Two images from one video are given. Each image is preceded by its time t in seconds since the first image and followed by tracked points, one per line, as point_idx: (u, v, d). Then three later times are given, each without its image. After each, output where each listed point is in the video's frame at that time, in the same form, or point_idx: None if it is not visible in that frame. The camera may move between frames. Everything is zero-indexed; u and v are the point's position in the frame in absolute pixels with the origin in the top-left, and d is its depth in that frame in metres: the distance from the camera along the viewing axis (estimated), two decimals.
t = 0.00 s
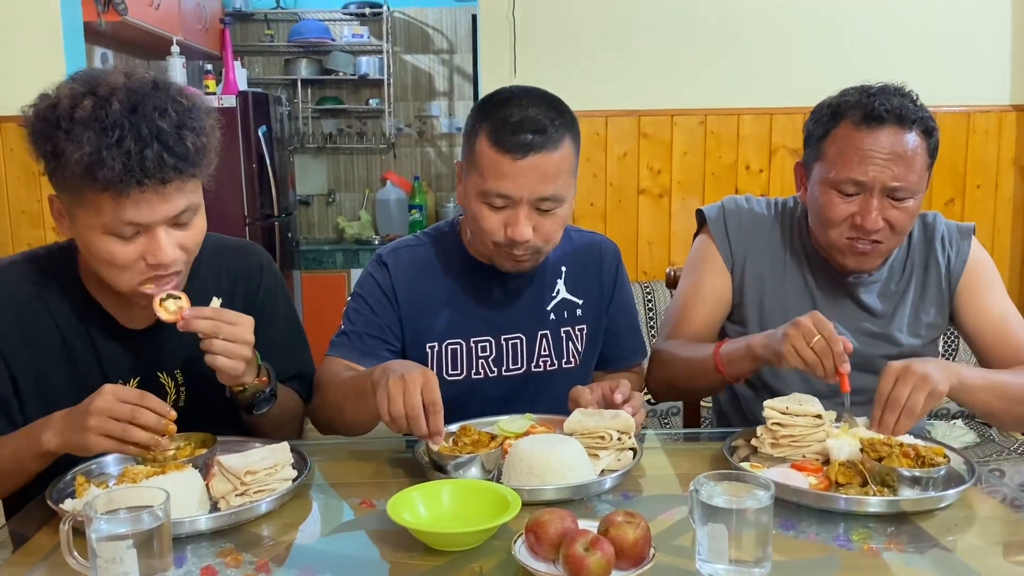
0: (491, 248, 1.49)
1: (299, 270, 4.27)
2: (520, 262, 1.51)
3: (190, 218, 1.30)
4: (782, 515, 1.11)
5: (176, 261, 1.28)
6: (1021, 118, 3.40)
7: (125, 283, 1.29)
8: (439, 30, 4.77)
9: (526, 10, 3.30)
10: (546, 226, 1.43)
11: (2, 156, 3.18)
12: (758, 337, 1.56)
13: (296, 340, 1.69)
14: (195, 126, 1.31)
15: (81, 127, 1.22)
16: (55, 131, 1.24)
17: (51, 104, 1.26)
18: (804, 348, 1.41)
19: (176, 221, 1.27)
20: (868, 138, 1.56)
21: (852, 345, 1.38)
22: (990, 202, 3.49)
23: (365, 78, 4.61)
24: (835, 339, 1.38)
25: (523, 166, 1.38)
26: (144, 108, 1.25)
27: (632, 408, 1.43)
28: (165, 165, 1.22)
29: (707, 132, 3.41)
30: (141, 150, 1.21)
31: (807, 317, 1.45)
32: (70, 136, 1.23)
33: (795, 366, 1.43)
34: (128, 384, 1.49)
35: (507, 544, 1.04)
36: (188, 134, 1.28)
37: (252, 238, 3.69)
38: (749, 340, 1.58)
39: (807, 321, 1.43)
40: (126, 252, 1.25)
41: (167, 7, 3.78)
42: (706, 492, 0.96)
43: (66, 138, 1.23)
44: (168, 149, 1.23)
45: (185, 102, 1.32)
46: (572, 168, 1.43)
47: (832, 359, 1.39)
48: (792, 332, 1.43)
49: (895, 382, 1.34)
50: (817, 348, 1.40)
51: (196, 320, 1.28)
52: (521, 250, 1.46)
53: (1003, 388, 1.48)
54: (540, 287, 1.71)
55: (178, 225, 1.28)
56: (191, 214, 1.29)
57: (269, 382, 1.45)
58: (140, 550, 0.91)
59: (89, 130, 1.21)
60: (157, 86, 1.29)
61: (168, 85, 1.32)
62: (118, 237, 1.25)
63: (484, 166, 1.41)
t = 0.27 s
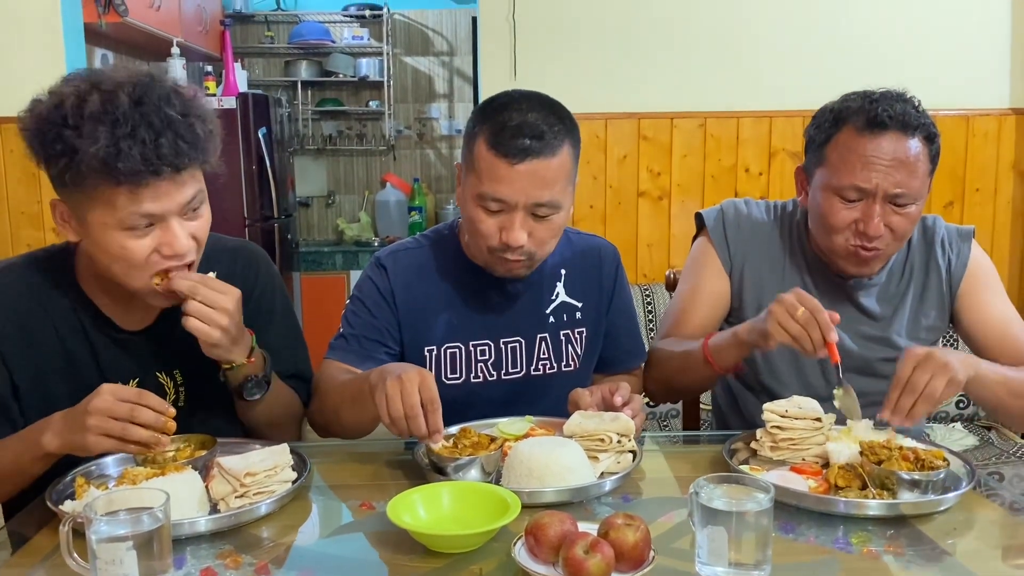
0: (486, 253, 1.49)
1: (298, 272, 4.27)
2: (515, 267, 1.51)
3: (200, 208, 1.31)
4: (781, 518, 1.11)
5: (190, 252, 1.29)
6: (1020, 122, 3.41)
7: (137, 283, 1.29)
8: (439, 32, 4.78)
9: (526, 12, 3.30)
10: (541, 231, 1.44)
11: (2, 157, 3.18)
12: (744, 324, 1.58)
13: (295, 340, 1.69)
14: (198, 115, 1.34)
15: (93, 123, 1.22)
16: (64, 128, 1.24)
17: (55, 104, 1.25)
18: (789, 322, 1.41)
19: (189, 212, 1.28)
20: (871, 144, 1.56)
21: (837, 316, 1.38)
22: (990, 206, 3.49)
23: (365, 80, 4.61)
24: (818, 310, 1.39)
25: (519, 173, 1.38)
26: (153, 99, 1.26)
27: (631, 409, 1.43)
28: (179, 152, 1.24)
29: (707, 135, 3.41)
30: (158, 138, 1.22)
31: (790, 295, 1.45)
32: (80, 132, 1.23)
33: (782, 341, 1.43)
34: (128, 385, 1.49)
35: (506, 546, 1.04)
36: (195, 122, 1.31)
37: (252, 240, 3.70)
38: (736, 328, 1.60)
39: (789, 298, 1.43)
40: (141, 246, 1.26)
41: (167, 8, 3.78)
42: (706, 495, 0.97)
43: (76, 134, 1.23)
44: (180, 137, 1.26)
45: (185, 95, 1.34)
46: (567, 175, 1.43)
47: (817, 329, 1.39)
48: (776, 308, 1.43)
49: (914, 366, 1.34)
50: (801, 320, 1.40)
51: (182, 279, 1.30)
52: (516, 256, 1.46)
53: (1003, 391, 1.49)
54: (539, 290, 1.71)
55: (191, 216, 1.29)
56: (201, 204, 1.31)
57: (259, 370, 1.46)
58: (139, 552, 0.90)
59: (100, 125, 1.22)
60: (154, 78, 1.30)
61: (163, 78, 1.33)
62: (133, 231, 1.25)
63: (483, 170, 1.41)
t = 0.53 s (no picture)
0: (484, 254, 1.49)
1: (297, 274, 4.27)
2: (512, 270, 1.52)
3: (200, 212, 1.31)
4: (781, 520, 1.11)
5: (192, 256, 1.29)
6: (1020, 125, 3.41)
7: (139, 284, 1.29)
8: (439, 34, 4.78)
9: (526, 15, 3.31)
10: (538, 235, 1.44)
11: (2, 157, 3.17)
12: (756, 344, 1.56)
13: (294, 340, 1.69)
14: (199, 118, 1.34)
15: (98, 130, 1.22)
16: (67, 134, 1.23)
17: (58, 109, 1.24)
18: (809, 354, 1.40)
19: (190, 215, 1.29)
20: (875, 152, 1.56)
21: (859, 354, 1.37)
22: (989, 209, 3.49)
23: (365, 82, 4.60)
24: (840, 345, 1.38)
25: (512, 176, 1.38)
26: (156, 105, 1.26)
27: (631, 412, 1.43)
28: (185, 158, 1.25)
29: (707, 137, 3.41)
30: (165, 146, 1.23)
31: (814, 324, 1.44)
32: (84, 138, 1.22)
33: (800, 372, 1.42)
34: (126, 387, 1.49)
35: (506, 548, 1.04)
36: (197, 127, 1.32)
37: (251, 241, 3.69)
38: (745, 347, 1.59)
39: (812, 328, 1.42)
40: (143, 250, 1.26)
41: (168, 10, 3.78)
42: (705, 497, 0.97)
43: (81, 140, 1.22)
44: (186, 143, 1.26)
45: (184, 97, 1.34)
46: (566, 177, 1.44)
47: (837, 365, 1.37)
48: (796, 337, 1.42)
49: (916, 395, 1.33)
50: (822, 354, 1.39)
51: (205, 310, 1.29)
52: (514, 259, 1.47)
53: (1003, 394, 1.49)
54: (538, 292, 1.71)
55: (192, 219, 1.29)
56: (201, 207, 1.31)
57: (267, 383, 1.46)
58: (139, 553, 0.90)
59: (107, 130, 1.21)
60: (157, 81, 1.30)
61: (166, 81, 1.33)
62: (135, 235, 1.25)
63: (480, 171, 1.41)
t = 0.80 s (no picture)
0: (497, 258, 1.49)
1: (297, 275, 4.27)
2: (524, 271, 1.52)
3: (196, 215, 1.32)
4: (781, 523, 1.11)
5: (188, 260, 1.30)
6: (1019, 128, 3.42)
7: (139, 289, 1.30)
8: (439, 36, 4.79)
9: (526, 17, 3.31)
10: (553, 231, 1.44)
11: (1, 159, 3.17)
12: (750, 337, 1.57)
13: (295, 339, 1.69)
14: (193, 121, 1.34)
15: (94, 137, 1.21)
16: (63, 141, 1.22)
17: (54, 115, 1.23)
18: (799, 339, 1.41)
19: (186, 218, 1.29)
20: (878, 162, 1.56)
21: (847, 332, 1.39)
22: (989, 212, 3.50)
23: (365, 84, 4.61)
24: (829, 327, 1.39)
25: (514, 174, 1.39)
26: (151, 110, 1.26)
27: (631, 414, 1.43)
28: (182, 163, 1.25)
29: (706, 140, 3.42)
30: (161, 152, 1.23)
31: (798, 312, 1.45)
32: (80, 146, 1.22)
33: (792, 357, 1.43)
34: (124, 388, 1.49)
35: (505, 550, 1.04)
36: (192, 131, 1.32)
37: (251, 243, 3.70)
38: (740, 343, 1.60)
39: (796, 314, 1.43)
40: (139, 255, 1.26)
41: (168, 11, 3.79)
42: (705, 499, 0.97)
43: (77, 147, 1.22)
44: (182, 148, 1.26)
45: (178, 101, 1.34)
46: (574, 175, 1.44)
47: (828, 346, 1.39)
48: (785, 325, 1.43)
49: (931, 398, 1.32)
50: (811, 338, 1.40)
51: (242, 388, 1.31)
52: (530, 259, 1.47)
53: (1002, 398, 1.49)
54: (538, 295, 1.71)
55: (187, 222, 1.30)
56: (197, 211, 1.32)
57: (286, 394, 1.47)
58: (139, 554, 0.90)
59: (104, 138, 1.22)
60: (150, 87, 1.30)
61: (160, 85, 1.33)
62: (131, 240, 1.26)
63: (489, 174, 1.42)
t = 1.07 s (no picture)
0: (528, 253, 1.49)
1: (297, 277, 4.27)
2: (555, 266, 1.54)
3: (190, 214, 1.32)
4: (781, 526, 1.11)
5: (183, 259, 1.31)
6: (1019, 132, 3.42)
7: (134, 287, 1.31)
8: (439, 38, 4.80)
9: (526, 20, 3.32)
10: (577, 214, 1.47)
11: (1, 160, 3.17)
12: (759, 349, 1.56)
13: (293, 340, 1.69)
14: (185, 120, 1.34)
15: (86, 138, 1.21)
16: (56, 141, 1.22)
17: (45, 116, 1.23)
18: (815, 358, 1.41)
19: (180, 217, 1.30)
20: (889, 168, 1.56)
21: (861, 360, 1.39)
22: (988, 215, 3.50)
23: (365, 86, 4.62)
24: (846, 352, 1.39)
25: (539, 165, 1.42)
26: (141, 110, 1.26)
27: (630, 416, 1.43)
28: (174, 162, 1.26)
29: (706, 143, 3.42)
30: (153, 151, 1.23)
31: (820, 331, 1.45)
32: (73, 146, 1.22)
33: (804, 376, 1.43)
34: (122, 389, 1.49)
35: (506, 552, 1.04)
36: (184, 129, 1.32)
37: (251, 244, 3.70)
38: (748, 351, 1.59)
39: (815, 332, 1.44)
40: (136, 256, 1.27)
41: (169, 13, 3.79)
42: (705, 502, 0.97)
43: (69, 148, 1.22)
44: (174, 147, 1.27)
45: (169, 100, 1.34)
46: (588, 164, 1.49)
47: (842, 370, 1.39)
48: (803, 340, 1.44)
49: (921, 405, 1.33)
50: (827, 358, 1.40)
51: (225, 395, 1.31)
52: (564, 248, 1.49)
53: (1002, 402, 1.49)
54: (539, 297, 1.72)
55: (181, 221, 1.30)
56: (190, 210, 1.32)
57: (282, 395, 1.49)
58: (140, 555, 0.90)
59: (96, 139, 1.21)
60: (141, 86, 1.29)
61: (150, 86, 1.32)
62: (127, 240, 1.26)
63: (516, 171, 1.43)
